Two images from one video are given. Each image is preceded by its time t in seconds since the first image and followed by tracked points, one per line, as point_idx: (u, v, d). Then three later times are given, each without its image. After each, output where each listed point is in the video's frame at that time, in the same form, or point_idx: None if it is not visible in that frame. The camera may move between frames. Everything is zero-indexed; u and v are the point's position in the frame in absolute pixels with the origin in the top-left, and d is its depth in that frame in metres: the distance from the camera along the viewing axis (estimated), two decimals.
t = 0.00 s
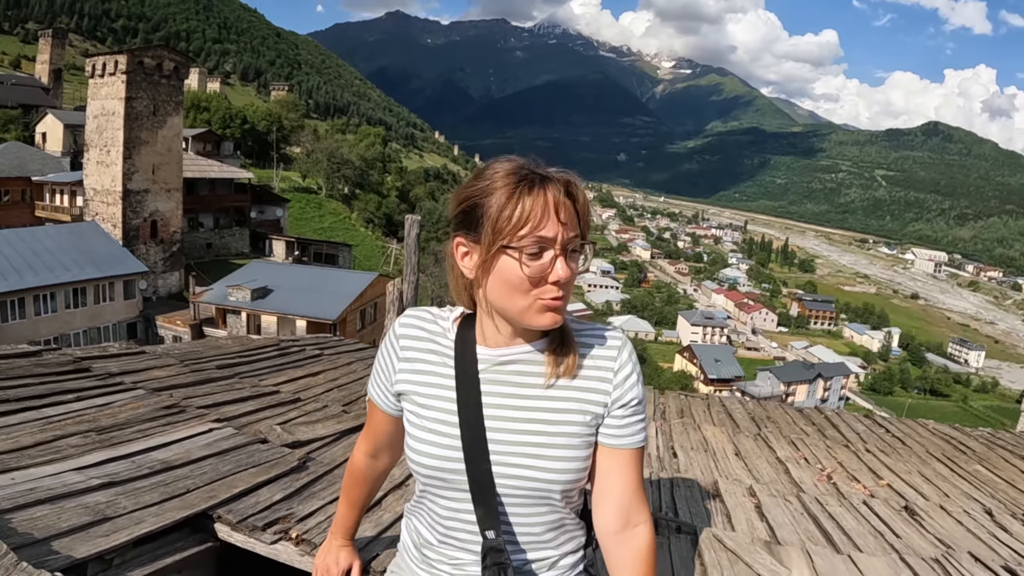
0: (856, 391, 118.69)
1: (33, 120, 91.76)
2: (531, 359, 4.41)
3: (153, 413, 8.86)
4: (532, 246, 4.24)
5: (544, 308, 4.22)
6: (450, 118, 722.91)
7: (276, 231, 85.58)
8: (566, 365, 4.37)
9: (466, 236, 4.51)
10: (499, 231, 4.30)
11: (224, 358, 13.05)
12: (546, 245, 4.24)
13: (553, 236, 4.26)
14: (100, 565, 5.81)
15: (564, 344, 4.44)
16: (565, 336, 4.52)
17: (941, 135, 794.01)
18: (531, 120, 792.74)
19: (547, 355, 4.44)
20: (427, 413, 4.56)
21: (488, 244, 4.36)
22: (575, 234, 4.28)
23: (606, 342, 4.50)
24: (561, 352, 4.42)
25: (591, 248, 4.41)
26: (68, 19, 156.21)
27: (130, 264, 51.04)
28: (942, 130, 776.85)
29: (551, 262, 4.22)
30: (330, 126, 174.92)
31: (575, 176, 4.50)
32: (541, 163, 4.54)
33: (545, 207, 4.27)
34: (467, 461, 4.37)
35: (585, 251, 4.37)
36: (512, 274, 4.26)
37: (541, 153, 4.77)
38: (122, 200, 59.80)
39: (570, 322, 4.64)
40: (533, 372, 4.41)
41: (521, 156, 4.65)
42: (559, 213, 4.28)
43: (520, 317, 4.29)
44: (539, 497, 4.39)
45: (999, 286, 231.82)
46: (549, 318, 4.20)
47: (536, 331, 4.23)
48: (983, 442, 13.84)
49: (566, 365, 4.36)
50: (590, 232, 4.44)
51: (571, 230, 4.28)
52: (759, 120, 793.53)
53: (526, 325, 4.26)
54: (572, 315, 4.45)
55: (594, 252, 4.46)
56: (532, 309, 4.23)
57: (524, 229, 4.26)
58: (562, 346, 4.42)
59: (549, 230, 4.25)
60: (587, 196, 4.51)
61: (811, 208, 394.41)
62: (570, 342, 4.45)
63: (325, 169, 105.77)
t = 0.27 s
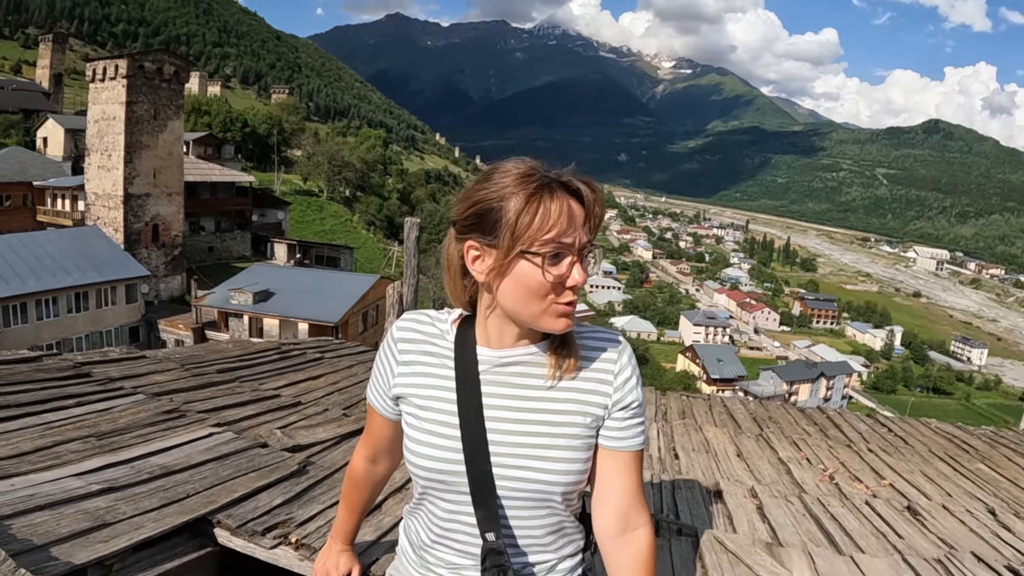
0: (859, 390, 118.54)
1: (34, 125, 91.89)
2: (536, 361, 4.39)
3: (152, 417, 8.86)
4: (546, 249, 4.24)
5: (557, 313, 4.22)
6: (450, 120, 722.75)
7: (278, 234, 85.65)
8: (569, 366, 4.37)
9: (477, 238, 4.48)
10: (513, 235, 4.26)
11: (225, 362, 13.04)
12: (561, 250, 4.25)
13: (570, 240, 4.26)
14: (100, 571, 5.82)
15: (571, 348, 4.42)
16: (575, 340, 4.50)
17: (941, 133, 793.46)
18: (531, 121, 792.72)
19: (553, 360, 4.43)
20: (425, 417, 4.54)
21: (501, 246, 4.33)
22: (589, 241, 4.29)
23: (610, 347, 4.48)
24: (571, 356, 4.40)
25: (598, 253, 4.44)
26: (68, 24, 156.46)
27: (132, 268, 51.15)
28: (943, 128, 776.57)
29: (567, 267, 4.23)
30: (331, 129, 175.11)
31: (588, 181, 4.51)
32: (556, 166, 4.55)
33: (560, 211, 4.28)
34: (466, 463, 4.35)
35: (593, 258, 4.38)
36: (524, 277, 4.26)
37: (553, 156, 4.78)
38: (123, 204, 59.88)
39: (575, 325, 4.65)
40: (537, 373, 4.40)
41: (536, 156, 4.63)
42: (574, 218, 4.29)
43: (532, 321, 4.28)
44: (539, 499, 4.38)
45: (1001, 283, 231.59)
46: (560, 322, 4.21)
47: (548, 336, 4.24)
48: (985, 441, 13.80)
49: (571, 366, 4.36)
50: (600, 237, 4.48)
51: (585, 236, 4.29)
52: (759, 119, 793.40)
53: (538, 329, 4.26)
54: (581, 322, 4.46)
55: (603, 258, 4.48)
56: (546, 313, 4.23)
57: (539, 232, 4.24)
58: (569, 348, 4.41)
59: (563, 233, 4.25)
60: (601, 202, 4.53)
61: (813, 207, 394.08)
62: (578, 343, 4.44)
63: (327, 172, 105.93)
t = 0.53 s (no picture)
0: (863, 389, 118.11)
1: (37, 129, 91.94)
2: (527, 366, 4.19)
3: (139, 424, 8.68)
4: (541, 254, 4.01)
5: (547, 325, 4.01)
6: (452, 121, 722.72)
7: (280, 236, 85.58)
8: (565, 376, 4.14)
9: (467, 239, 4.28)
10: (506, 236, 4.05)
11: (218, 366, 12.86)
12: (555, 256, 4.02)
13: (565, 245, 4.04)
14: None
15: (566, 358, 4.18)
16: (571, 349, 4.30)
17: (944, 132, 791.87)
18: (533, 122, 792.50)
19: (544, 369, 4.22)
20: (411, 427, 4.33)
21: (494, 250, 4.10)
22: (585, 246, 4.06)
23: (610, 353, 4.26)
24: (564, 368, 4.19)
25: (593, 256, 4.19)
26: (70, 28, 156.62)
27: (134, 270, 51.09)
28: (945, 127, 775.27)
29: (560, 272, 4.02)
30: (333, 131, 175.27)
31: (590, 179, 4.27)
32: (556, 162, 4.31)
33: (556, 211, 4.05)
34: (455, 479, 4.13)
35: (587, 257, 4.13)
36: (517, 283, 4.02)
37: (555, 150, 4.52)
38: (126, 207, 59.81)
39: (571, 333, 4.44)
40: (530, 383, 4.20)
41: (534, 151, 4.40)
42: (571, 221, 4.05)
43: (521, 333, 4.06)
44: (535, 517, 4.13)
45: (1005, 281, 230.92)
46: (551, 334, 4.01)
47: (538, 348, 4.03)
48: (995, 443, 13.55)
49: (566, 375, 4.15)
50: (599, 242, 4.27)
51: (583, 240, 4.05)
52: (761, 119, 792.74)
53: (528, 341, 4.05)
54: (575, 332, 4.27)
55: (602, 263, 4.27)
56: (536, 325, 4.01)
57: (533, 235, 4.01)
58: (563, 358, 4.21)
59: (559, 238, 4.03)
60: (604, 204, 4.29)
61: (815, 207, 393.42)
62: (571, 353, 4.23)
63: (329, 174, 105.97)
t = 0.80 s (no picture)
0: (865, 388, 117.53)
1: (37, 131, 91.83)
2: (502, 384, 3.84)
3: (111, 437, 8.62)
4: (507, 262, 3.65)
5: (518, 338, 3.62)
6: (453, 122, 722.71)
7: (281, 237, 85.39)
8: (546, 394, 3.79)
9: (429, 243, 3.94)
10: (467, 245, 3.70)
11: (203, 372, 12.61)
12: (526, 262, 3.64)
13: (534, 255, 3.66)
14: None
15: (546, 370, 3.83)
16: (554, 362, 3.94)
17: (946, 130, 790.44)
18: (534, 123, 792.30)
19: (522, 384, 3.88)
20: (378, 452, 3.99)
21: (456, 256, 3.75)
22: (561, 247, 3.67)
23: (601, 369, 3.90)
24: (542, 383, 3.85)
25: (572, 263, 3.78)
26: (71, 30, 156.82)
27: (134, 273, 50.85)
28: (946, 125, 774.00)
29: (531, 280, 3.63)
30: (334, 133, 175.19)
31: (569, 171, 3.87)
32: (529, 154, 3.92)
33: (524, 207, 3.65)
34: (421, 510, 3.82)
35: (563, 265, 3.71)
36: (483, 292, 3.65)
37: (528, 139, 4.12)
38: (126, 209, 59.54)
39: (556, 341, 4.06)
40: (513, 402, 3.83)
41: (506, 140, 3.98)
42: (544, 221, 3.66)
43: (488, 348, 3.70)
44: (517, 555, 3.77)
45: (1007, 279, 230.25)
46: (522, 350, 3.62)
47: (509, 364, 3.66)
48: (1009, 447, 13.14)
49: (545, 392, 3.80)
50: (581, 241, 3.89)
51: (558, 241, 3.67)
52: (762, 118, 792.07)
53: (498, 356, 3.67)
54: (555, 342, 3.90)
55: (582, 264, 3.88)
56: (501, 339, 3.65)
57: (499, 239, 3.65)
58: (541, 371, 3.85)
59: (528, 242, 3.64)
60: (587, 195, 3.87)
61: (817, 206, 392.86)
62: (553, 362, 3.86)
63: (330, 175, 105.85)
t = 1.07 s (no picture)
0: (867, 388, 117.09)
1: (37, 134, 91.68)
2: (493, 399, 3.49)
3: (88, 442, 8.34)
4: (482, 258, 3.31)
5: (497, 350, 3.30)
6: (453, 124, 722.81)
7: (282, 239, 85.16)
8: (550, 407, 3.44)
9: (403, 240, 3.64)
10: (442, 245, 3.39)
11: (193, 374, 12.31)
12: (506, 258, 3.28)
13: (517, 253, 3.28)
14: None
15: (543, 378, 3.50)
16: (551, 365, 3.62)
17: (946, 129, 790.04)
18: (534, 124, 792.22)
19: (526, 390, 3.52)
20: (362, 469, 3.69)
21: (426, 250, 3.44)
22: (550, 241, 3.27)
23: (613, 373, 3.52)
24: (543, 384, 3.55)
25: (569, 259, 3.39)
26: (72, 33, 156.73)
27: (134, 275, 50.50)
28: (947, 124, 773.43)
29: (508, 280, 3.27)
30: (335, 134, 175.11)
31: (565, 147, 3.42)
32: (520, 126, 3.48)
33: (505, 194, 3.26)
34: (407, 537, 3.53)
35: (554, 263, 3.33)
36: (456, 297, 3.34)
37: (527, 109, 3.65)
38: (126, 212, 59.25)
39: (558, 338, 3.72)
40: (508, 420, 3.47)
41: (493, 111, 3.57)
42: (525, 210, 3.24)
43: (468, 357, 3.39)
44: None
45: (1008, 278, 229.87)
46: (504, 362, 3.31)
47: (488, 379, 3.36)
48: None
49: (549, 405, 3.44)
50: (583, 228, 3.43)
51: (542, 232, 3.26)
52: (762, 118, 792.08)
53: (476, 370, 3.39)
54: (552, 347, 3.49)
55: (582, 256, 3.50)
56: (480, 351, 3.33)
57: (472, 233, 3.32)
58: (545, 380, 3.50)
59: (507, 234, 3.27)
60: (585, 175, 3.46)
61: (818, 206, 392.48)
62: (559, 369, 3.51)
63: (330, 176, 105.66)
